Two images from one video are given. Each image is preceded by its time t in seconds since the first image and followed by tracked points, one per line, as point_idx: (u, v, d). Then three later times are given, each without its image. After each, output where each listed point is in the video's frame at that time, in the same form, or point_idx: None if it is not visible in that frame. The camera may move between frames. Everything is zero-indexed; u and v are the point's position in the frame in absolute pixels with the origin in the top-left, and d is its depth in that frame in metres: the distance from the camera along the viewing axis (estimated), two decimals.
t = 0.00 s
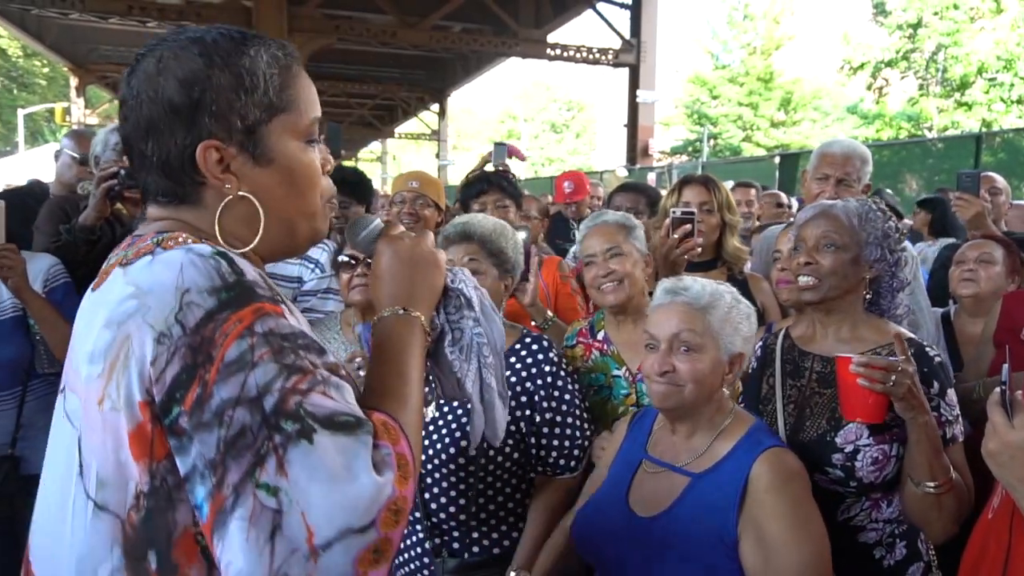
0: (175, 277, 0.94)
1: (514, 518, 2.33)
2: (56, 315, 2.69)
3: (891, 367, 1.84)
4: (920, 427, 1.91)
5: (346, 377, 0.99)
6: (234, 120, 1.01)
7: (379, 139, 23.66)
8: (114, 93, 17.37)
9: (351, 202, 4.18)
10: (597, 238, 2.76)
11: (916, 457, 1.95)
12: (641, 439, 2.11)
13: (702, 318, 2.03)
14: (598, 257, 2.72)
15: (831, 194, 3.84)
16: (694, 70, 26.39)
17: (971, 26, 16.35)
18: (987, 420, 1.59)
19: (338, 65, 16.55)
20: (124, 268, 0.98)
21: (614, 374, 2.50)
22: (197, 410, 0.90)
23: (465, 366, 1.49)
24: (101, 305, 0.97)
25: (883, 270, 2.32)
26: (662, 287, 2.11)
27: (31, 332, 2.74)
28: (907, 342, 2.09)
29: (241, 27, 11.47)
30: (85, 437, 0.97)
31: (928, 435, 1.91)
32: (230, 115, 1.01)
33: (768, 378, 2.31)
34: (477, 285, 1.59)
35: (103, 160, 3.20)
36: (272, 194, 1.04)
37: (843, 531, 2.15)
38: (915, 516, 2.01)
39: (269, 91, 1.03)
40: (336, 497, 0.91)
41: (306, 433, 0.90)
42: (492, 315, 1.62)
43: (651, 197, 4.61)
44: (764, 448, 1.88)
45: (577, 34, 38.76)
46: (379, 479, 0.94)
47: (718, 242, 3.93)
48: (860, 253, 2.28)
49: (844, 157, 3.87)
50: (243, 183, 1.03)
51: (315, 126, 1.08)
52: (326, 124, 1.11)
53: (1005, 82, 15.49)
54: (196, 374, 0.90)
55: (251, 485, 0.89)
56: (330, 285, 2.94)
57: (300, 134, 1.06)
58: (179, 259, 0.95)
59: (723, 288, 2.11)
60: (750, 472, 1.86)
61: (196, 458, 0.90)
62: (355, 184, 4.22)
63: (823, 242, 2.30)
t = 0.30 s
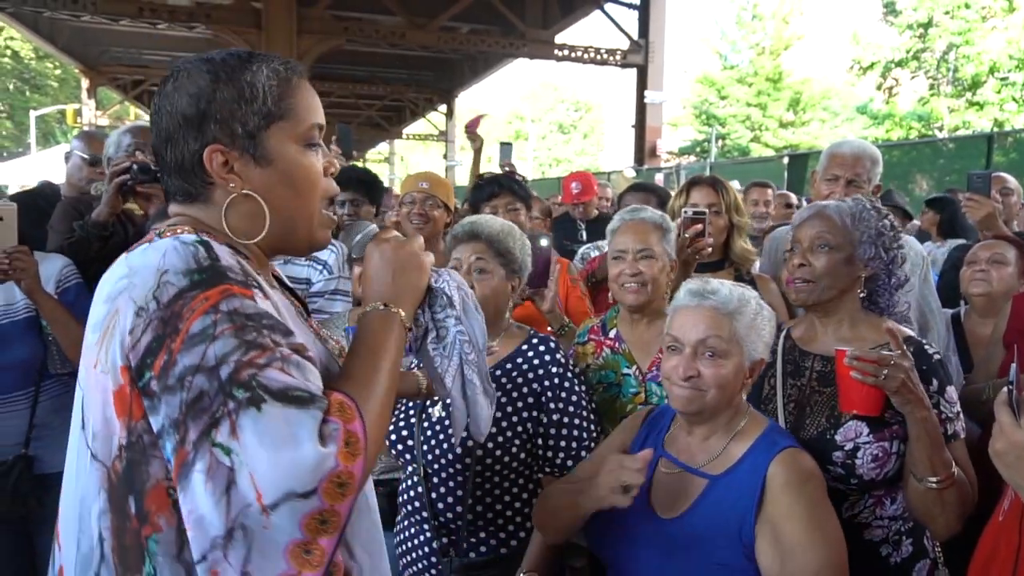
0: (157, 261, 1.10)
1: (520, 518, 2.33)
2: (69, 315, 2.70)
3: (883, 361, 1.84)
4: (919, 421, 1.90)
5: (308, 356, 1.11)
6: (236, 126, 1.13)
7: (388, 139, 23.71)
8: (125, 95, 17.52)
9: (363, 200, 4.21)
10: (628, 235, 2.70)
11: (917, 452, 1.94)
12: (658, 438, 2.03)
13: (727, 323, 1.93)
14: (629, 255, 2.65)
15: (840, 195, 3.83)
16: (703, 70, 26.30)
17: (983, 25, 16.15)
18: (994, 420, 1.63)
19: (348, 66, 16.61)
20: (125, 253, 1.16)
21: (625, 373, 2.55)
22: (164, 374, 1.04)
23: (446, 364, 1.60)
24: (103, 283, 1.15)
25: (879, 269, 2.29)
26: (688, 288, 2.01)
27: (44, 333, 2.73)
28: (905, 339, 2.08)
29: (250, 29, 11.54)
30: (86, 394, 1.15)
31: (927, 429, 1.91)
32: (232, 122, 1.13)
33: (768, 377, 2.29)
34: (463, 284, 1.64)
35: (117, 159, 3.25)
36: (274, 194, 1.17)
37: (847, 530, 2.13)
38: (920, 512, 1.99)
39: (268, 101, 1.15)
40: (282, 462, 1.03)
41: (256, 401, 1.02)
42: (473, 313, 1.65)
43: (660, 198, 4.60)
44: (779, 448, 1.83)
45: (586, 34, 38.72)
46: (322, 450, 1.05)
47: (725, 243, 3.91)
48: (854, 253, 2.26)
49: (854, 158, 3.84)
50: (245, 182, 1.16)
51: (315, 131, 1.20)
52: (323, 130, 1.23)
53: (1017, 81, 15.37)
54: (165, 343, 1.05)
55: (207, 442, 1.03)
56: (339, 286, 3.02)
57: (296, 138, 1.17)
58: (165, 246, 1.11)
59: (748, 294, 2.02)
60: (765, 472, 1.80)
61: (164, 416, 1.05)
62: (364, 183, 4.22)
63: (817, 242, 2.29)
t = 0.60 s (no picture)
0: (139, 256, 1.16)
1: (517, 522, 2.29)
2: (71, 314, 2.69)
3: (880, 367, 1.84)
4: (918, 425, 1.91)
5: (272, 353, 1.13)
6: (213, 145, 1.20)
7: (388, 141, 23.74)
8: (126, 96, 17.55)
9: (368, 199, 4.21)
10: (643, 245, 2.60)
11: (918, 454, 1.94)
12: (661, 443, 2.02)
13: (751, 327, 1.91)
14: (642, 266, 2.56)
15: (841, 197, 3.83)
16: (703, 72, 26.33)
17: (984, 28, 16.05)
18: (990, 420, 1.65)
19: (348, 67, 16.63)
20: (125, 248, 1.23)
21: (628, 373, 2.56)
22: (131, 362, 1.09)
23: (423, 366, 1.63)
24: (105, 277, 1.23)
25: (870, 272, 2.28)
26: (718, 288, 2.00)
27: (47, 335, 2.73)
28: (902, 341, 2.09)
29: (252, 31, 11.57)
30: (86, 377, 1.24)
31: (928, 432, 1.91)
32: (210, 140, 1.20)
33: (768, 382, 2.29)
34: (448, 287, 1.58)
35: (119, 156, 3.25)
36: (251, 205, 1.22)
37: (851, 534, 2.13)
38: (921, 514, 2.00)
39: (241, 118, 1.19)
40: (224, 449, 1.05)
41: (204, 393, 1.05)
42: (455, 318, 1.61)
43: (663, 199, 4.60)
44: (790, 455, 1.81)
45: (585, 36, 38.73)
46: (260, 441, 1.07)
47: (724, 244, 3.91)
48: (845, 256, 2.26)
49: (856, 160, 3.85)
50: (224, 196, 1.22)
51: (293, 144, 1.23)
52: (305, 142, 1.26)
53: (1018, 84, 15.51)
54: (133, 333, 1.10)
55: (165, 427, 1.07)
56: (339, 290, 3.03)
57: (273, 154, 1.21)
58: (153, 244, 1.18)
59: (775, 304, 2.00)
60: (777, 478, 1.78)
61: (133, 402, 1.10)
62: (368, 183, 4.22)
63: (809, 246, 2.28)
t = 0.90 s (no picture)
0: (178, 247, 1.26)
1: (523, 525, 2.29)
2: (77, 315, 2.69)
3: (893, 367, 1.83)
4: (928, 425, 1.90)
5: (301, 340, 1.22)
6: (265, 145, 1.28)
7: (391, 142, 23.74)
8: (130, 96, 17.56)
9: (374, 200, 4.21)
10: (660, 242, 2.60)
11: (928, 455, 1.94)
12: (674, 444, 2.01)
13: (776, 333, 1.90)
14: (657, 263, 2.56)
15: (847, 199, 3.82)
16: (707, 73, 26.27)
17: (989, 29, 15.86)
18: (995, 424, 1.66)
19: (351, 68, 16.62)
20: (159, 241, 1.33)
21: (638, 374, 2.56)
22: (170, 342, 1.18)
23: (440, 364, 1.66)
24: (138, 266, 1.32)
25: (876, 273, 2.27)
26: (746, 291, 1.99)
27: (52, 335, 2.72)
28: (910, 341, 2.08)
29: (256, 32, 11.57)
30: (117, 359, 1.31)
31: (938, 433, 1.91)
32: (263, 140, 1.28)
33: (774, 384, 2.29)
34: (464, 295, 1.68)
35: (124, 156, 3.25)
36: (292, 204, 1.30)
37: (861, 536, 2.12)
38: (930, 515, 2.00)
39: (295, 125, 1.29)
40: (259, 428, 1.14)
41: (241, 372, 1.14)
42: (470, 320, 1.68)
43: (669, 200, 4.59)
44: (806, 462, 1.81)
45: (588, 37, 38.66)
46: (294, 421, 1.14)
47: (728, 245, 3.90)
48: (848, 257, 2.24)
49: (862, 161, 3.84)
50: (267, 193, 1.30)
51: (336, 154, 1.33)
52: (349, 153, 1.36)
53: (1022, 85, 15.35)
54: (174, 315, 1.19)
55: (201, 405, 1.16)
56: (343, 291, 3.07)
57: (320, 160, 1.30)
58: (189, 235, 1.28)
59: (802, 313, 1.98)
60: (793, 484, 1.78)
61: (169, 379, 1.19)
62: (373, 183, 4.22)
63: (812, 248, 2.27)
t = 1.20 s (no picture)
0: (229, 246, 1.26)
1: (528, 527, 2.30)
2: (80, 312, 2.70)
3: (899, 364, 1.83)
4: (937, 422, 1.91)
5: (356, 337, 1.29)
6: (340, 153, 1.32)
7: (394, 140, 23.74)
8: (134, 95, 17.60)
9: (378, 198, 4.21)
10: (675, 238, 2.59)
11: (936, 452, 1.94)
12: (681, 443, 2.02)
13: (778, 329, 1.89)
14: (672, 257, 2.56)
15: (852, 198, 3.82)
16: (710, 71, 26.24)
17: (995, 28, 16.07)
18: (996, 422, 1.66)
19: (354, 66, 16.61)
20: (194, 240, 1.30)
21: (648, 373, 2.56)
22: (236, 342, 1.19)
23: (461, 366, 1.72)
24: (171, 266, 1.29)
25: (889, 270, 2.26)
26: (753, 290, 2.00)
27: (56, 333, 2.73)
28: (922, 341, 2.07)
29: (259, 30, 11.57)
30: (149, 362, 1.27)
31: (947, 431, 1.92)
32: (338, 148, 1.32)
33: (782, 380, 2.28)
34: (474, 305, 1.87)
35: (127, 154, 3.28)
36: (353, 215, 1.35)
37: (867, 534, 2.11)
38: (936, 513, 2.00)
39: (364, 142, 1.36)
40: (345, 422, 1.19)
41: (321, 368, 1.18)
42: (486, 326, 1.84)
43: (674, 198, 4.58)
44: (813, 463, 1.79)
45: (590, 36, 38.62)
46: (381, 410, 1.22)
47: (734, 244, 3.90)
48: (860, 255, 2.24)
49: (867, 160, 3.83)
50: (333, 199, 1.33)
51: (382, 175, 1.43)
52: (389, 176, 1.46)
53: None
54: (238, 316, 1.20)
55: (276, 405, 1.17)
56: (345, 288, 3.09)
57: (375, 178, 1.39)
58: (234, 234, 1.28)
59: (816, 315, 1.95)
60: (797, 484, 1.77)
61: (232, 381, 1.19)
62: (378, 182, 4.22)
63: (823, 246, 2.27)
